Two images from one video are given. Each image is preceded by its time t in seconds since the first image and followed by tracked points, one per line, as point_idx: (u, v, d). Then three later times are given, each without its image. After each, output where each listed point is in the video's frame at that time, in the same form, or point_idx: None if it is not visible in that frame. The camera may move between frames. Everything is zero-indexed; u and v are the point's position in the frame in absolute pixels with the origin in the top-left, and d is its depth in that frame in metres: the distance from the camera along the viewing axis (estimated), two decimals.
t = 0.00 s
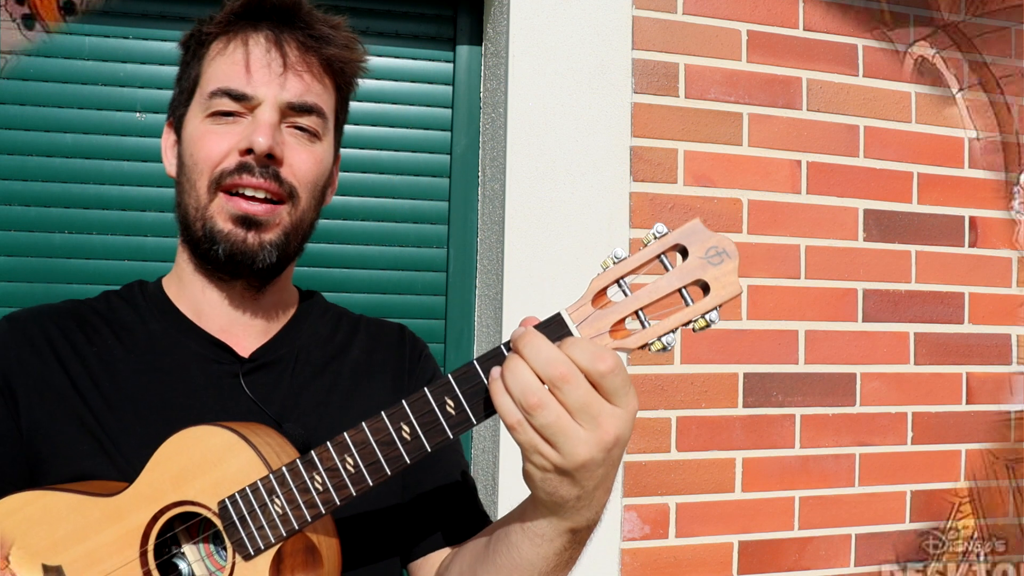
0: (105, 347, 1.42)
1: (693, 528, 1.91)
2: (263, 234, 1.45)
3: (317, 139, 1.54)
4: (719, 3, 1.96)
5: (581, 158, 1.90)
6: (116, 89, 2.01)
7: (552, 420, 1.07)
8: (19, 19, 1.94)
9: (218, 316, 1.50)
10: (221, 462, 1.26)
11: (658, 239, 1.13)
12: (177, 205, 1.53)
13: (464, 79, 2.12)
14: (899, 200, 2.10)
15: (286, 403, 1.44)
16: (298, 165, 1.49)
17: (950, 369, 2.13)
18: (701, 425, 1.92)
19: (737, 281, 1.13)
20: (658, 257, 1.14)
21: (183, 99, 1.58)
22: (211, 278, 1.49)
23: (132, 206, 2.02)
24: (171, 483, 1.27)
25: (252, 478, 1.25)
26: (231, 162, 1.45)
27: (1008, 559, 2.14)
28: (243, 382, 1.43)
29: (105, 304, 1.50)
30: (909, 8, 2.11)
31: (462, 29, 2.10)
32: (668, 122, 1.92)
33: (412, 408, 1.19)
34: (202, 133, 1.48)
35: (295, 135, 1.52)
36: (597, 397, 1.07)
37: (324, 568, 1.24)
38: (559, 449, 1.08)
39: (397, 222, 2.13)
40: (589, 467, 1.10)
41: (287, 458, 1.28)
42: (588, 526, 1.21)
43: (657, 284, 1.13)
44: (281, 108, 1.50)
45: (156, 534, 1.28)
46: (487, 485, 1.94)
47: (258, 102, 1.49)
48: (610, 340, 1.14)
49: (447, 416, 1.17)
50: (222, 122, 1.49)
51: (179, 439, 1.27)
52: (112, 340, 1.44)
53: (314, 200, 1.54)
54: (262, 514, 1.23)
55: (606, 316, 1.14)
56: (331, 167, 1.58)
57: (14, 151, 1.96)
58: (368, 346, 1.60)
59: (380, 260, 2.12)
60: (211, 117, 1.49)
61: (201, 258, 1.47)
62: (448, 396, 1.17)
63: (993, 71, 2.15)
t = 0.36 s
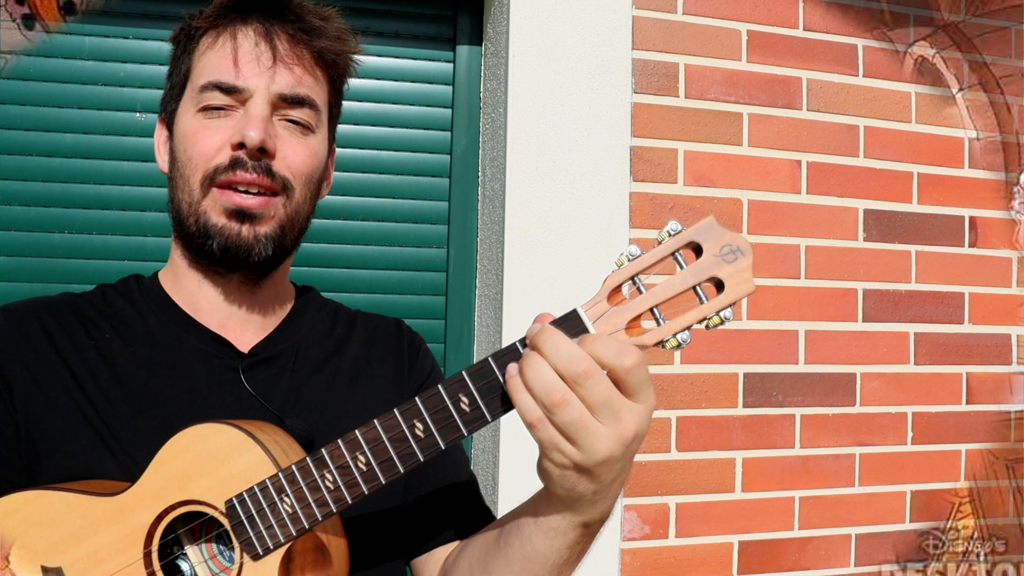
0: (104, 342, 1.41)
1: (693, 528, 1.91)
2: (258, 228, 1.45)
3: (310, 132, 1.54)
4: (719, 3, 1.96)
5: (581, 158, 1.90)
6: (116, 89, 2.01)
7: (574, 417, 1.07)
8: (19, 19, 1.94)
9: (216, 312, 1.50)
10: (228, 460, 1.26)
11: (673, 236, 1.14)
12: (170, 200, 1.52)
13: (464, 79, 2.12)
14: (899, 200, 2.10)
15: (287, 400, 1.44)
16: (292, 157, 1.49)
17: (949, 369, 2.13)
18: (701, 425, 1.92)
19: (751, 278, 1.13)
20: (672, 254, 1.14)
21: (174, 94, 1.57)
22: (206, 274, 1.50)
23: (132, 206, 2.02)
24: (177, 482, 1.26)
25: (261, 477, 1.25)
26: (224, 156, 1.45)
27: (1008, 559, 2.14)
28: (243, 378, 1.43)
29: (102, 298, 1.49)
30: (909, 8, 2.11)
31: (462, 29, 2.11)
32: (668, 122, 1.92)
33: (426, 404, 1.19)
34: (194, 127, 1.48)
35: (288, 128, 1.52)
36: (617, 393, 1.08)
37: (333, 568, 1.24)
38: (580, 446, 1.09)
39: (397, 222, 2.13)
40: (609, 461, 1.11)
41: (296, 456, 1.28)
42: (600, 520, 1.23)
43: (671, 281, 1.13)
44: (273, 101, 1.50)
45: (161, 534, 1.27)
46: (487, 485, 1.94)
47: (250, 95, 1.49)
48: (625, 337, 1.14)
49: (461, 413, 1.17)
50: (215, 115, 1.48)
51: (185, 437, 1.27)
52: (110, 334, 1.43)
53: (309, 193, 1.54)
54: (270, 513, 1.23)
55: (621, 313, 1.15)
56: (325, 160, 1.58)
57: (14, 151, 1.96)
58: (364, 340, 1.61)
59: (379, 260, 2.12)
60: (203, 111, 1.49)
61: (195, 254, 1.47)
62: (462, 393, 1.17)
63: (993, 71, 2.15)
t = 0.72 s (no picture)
0: (108, 344, 1.41)
1: (693, 528, 1.91)
2: (264, 226, 1.44)
3: (318, 133, 1.55)
4: (719, 3, 1.96)
5: (581, 158, 1.90)
6: (116, 89, 2.01)
7: (601, 394, 1.08)
8: (19, 19, 1.94)
9: (220, 312, 1.50)
10: (245, 454, 1.25)
11: (684, 212, 1.13)
12: (175, 198, 1.51)
13: (464, 79, 2.12)
14: (899, 200, 2.10)
15: (294, 398, 1.44)
16: (299, 158, 1.50)
17: (950, 369, 2.13)
18: (701, 425, 1.92)
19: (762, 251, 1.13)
20: (684, 230, 1.14)
21: (181, 91, 1.57)
22: (211, 273, 1.50)
23: (131, 206, 2.02)
24: (192, 478, 1.25)
25: (280, 468, 1.24)
26: (232, 155, 1.44)
27: (1008, 559, 2.14)
28: (248, 376, 1.43)
29: (103, 300, 1.48)
30: (909, 8, 2.11)
31: (462, 29, 2.11)
32: (668, 122, 1.92)
33: (446, 388, 1.20)
34: (202, 125, 1.48)
35: (296, 128, 1.52)
36: (641, 368, 1.09)
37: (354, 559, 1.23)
38: (606, 422, 1.10)
39: (397, 222, 2.13)
40: (635, 437, 1.12)
41: (312, 448, 1.28)
42: (621, 497, 1.24)
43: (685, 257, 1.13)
44: (282, 101, 1.50)
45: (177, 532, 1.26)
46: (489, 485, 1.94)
47: (259, 94, 1.49)
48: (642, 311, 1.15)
49: (481, 394, 1.18)
50: (223, 113, 1.48)
51: (200, 432, 1.26)
52: (113, 336, 1.43)
53: (315, 193, 1.54)
54: (290, 505, 1.22)
55: (637, 290, 1.15)
56: (330, 161, 1.59)
57: (14, 151, 1.96)
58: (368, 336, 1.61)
59: (379, 260, 2.12)
60: (211, 109, 1.48)
61: (200, 252, 1.47)
62: (482, 374, 1.18)
63: (993, 71, 2.15)
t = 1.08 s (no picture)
0: (111, 345, 1.41)
1: (693, 528, 1.91)
2: (271, 232, 1.45)
3: (324, 138, 1.55)
4: (719, 3, 1.96)
5: (581, 158, 1.90)
6: (116, 89, 2.01)
7: (626, 418, 1.09)
8: (19, 19, 1.94)
9: (224, 311, 1.50)
10: (251, 459, 1.25)
11: (698, 223, 1.12)
12: (180, 200, 1.51)
13: (464, 79, 2.12)
14: (899, 200, 2.10)
15: (297, 398, 1.44)
16: (306, 164, 1.50)
17: (950, 369, 2.13)
18: (701, 425, 1.92)
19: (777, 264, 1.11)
20: (698, 241, 1.13)
21: (185, 92, 1.56)
22: (215, 275, 1.50)
23: (131, 206, 2.02)
24: (198, 483, 1.25)
25: (286, 474, 1.24)
26: (240, 160, 1.44)
27: (1008, 559, 2.14)
28: (252, 376, 1.43)
29: (104, 300, 1.48)
30: (909, 8, 2.11)
31: (462, 29, 2.11)
32: (668, 122, 1.92)
33: (453, 397, 1.19)
34: (208, 129, 1.47)
35: (302, 133, 1.52)
36: (662, 389, 1.09)
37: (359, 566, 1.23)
38: (627, 441, 1.12)
39: (397, 222, 2.13)
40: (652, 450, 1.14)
41: (318, 454, 1.27)
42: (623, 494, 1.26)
43: (698, 268, 1.12)
44: (289, 106, 1.50)
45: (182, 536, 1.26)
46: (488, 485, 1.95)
47: (266, 99, 1.49)
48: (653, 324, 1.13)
49: (489, 405, 1.16)
50: (229, 118, 1.48)
51: (207, 437, 1.26)
52: (116, 337, 1.43)
53: (320, 198, 1.55)
54: (296, 513, 1.22)
55: (649, 302, 1.13)
56: (335, 164, 1.59)
57: (14, 151, 1.96)
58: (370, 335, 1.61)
59: (380, 260, 2.12)
60: (217, 113, 1.48)
61: (206, 255, 1.47)
62: (490, 385, 1.17)
63: (993, 71, 2.15)
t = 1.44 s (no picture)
0: (114, 345, 1.41)
1: (693, 528, 1.91)
2: (284, 216, 1.45)
3: (332, 126, 1.56)
4: (719, 3, 1.96)
5: (581, 158, 1.90)
6: (116, 89, 2.01)
7: (630, 405, 1.10)
8: (19, 19, 1.94)
9: (228, 309, 1.50)
10: (258, 448, 1.27)
11: (699, 217, 1.13)
12: (188, 191, 1.51)
13: (464, 79, 2.12)
14: (899, 200, 2.10)
15: (299, 396, 1.44)
16: (317, 150, 1.51)
17: (950, 369, 2.13)
18: (701, 425, 1.92)
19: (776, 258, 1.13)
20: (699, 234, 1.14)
21: (192, 85, 1.56)
22: (224, 264, 1.49)
23: (131, 206, 2.02)
24: (206, 470, 1.27)
25: (293, 464, 1.25)
26: (253, 145, 1.45)
27: (1008, 559, 2.14)
28: (256, 374, 1.42)
29: (107, 300, 1.48)
30: (909, 8, 2.11)
31: (462, 29, 2.11)
32: (668, 122, 1.92)
33: (459, 386, 1.20)
34: (218, 117, 1.48)
35: (312, 120, 1.53)
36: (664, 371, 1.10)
37: (365, 553, 1.24)
38: (632, 424, 1.13)
39: (397, 222, 2.13)
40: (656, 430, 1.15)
41: (325, 443, 1.29)
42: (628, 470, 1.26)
43: (698, 262, 1.13)
44: (300, 93, 1.51)
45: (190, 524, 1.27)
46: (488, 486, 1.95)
47: (277, 87, 1.49)
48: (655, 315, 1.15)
49: (494, 393, 1.18)
50: (240, 105, 1.48)
51: (216, 424, 1.28)
52: (119, 337, 1.42)
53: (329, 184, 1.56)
54: (303, 499, 1.24)
55: (650, 294, 1.15)
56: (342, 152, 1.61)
57: (14, 151, 1.96)
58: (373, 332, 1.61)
59: (380, 260, 2.12)
60: (228, 101, 1.48)
61: (216, 243, 1.46)
62: (495, 373, 1.18)
63: (993, 71, 2.16)
